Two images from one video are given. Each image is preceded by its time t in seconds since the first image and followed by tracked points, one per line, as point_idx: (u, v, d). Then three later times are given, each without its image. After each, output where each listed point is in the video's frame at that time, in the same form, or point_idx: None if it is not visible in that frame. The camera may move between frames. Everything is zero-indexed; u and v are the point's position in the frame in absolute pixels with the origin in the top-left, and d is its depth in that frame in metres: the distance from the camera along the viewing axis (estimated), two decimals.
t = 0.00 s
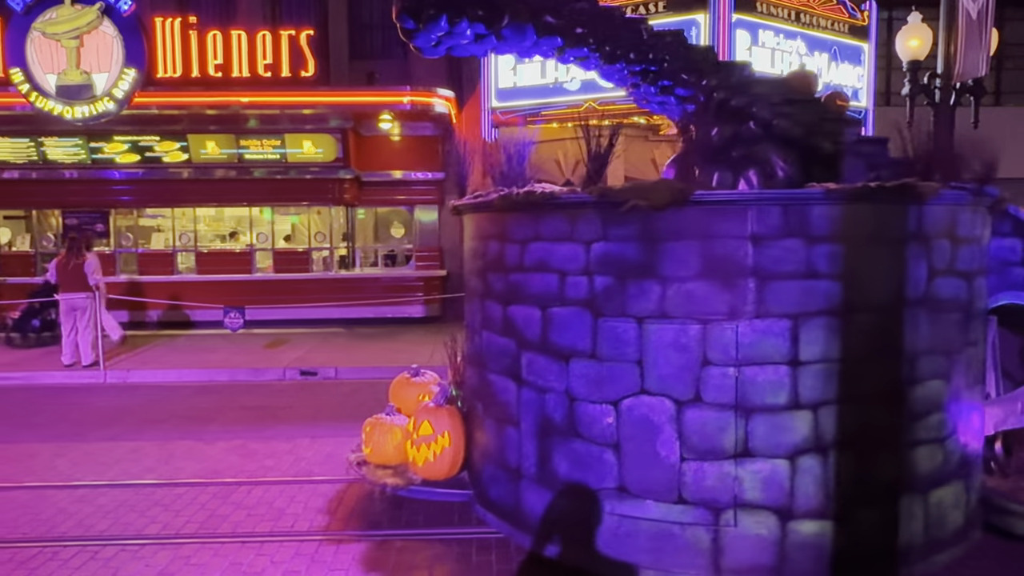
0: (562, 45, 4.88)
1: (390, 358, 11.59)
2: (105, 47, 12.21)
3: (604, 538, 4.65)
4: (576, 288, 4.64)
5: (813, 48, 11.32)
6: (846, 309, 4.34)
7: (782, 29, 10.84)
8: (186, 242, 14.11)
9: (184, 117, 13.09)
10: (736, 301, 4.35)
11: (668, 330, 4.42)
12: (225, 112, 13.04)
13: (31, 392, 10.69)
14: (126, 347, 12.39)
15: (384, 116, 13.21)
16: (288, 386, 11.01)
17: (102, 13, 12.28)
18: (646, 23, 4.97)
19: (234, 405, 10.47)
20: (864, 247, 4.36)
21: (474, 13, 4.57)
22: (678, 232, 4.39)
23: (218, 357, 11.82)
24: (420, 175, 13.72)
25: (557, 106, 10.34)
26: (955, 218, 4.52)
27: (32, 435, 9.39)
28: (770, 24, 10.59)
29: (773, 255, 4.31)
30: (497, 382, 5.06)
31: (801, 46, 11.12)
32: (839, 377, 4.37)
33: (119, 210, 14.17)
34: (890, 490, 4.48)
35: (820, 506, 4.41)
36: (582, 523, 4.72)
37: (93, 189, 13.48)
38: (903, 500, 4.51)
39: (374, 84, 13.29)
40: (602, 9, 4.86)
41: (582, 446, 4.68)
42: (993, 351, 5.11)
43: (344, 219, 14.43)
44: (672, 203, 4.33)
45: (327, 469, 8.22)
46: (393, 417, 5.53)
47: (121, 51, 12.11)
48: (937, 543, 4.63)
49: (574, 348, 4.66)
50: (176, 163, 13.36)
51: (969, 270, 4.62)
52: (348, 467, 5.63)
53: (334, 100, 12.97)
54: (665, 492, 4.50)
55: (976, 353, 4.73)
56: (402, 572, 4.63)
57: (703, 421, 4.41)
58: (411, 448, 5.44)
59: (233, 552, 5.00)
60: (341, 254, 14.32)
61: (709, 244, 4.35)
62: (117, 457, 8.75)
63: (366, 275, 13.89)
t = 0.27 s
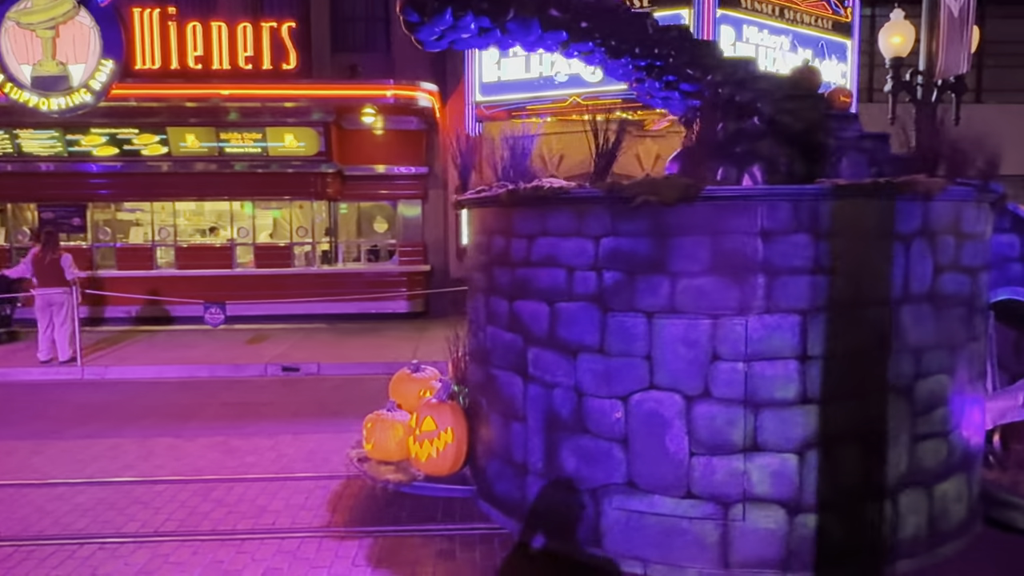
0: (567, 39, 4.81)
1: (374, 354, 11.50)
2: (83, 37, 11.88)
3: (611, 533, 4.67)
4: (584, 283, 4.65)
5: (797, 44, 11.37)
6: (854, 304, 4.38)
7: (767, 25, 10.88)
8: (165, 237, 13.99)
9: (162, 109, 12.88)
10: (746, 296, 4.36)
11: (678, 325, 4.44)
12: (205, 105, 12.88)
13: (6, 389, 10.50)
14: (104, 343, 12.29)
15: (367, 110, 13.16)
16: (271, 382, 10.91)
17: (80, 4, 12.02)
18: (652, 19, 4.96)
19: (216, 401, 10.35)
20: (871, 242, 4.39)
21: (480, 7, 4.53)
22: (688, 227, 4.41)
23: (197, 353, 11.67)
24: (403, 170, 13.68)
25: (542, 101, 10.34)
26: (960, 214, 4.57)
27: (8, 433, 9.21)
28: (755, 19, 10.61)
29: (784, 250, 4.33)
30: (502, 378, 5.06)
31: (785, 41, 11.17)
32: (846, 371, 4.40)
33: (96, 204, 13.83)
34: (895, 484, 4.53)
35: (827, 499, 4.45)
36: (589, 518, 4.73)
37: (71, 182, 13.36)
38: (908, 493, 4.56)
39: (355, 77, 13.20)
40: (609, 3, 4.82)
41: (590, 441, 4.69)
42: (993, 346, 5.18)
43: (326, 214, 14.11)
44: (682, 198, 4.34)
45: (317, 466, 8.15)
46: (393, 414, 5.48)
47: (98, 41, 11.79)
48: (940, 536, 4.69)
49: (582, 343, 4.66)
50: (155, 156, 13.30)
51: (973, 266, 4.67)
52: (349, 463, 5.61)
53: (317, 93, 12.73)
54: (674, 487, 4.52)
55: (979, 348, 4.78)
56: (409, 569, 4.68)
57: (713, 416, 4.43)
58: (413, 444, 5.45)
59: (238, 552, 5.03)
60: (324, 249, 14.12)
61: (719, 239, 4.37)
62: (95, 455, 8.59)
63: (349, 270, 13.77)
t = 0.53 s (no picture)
0: (566, 33, 4.77)
1: (349, 351, 11.38)
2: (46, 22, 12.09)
3: (614, 529, 4.66)
4: (586, 278, 4.63)
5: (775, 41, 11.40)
6: (857, 300, 4.38)
7: (746, 21, 10.91)
8: (136, 232, 13.63)
9: (134, 100, 12.74)
10: (749, 292, 4.36)
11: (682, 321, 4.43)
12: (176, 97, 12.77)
13: None
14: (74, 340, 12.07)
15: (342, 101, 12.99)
16: (244, 380, 10.73)
17: None
18: (651, 13, 4.94)
19: (187, 400, 10.15)
20: (874, 238, 4.40)
21: None
22: (691, 221, 4.39)
23: (167, 351, 11.44)
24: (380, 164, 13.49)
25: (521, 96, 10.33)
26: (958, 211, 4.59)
27: None
28: (734, 15, 10.63)
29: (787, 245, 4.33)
30: (501, 374, 5.03)
31: (763, 37, 11.21)
32: (848, 367, 4.40)
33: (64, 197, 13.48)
34: (895, 477, 4.54)
35: (829, 493, 4.47)
36: (592, 514, 4.72)
37: (38, 174, 13.06)
38: (907, 487, 4.58)
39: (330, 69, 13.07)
40: None
41: (592, 437, 4.68)
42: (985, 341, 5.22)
43: (301, 209, 13.88)
44: (685, 193, 4.29)
45: (297, 465, 8.00)
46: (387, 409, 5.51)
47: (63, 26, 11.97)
48: (937, 529, 4.72)
49: (584, 339, 4.65)
50: (125, 149, 13.00)
51: (970, 262, 4.69)
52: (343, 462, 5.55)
53: (292, 86, 12.78)
54: (677, 482, 4.51)
55: (975, 342, 4.81)
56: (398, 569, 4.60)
57: (715, 411, 4.43)
58: (409, 441, 5.42)
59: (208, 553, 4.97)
60: (298, 244, 13.92)
61: (723, 235, 4.36)
62: (63, 455, 8.37)
63: (325, 265, 13.63)
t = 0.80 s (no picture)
0: (571, 24, 4.70)
1: (333, 346, 11.24)
2: (20, 15, 11.34)
3: (621, 524, 4.59)
4: (593, 272, 4.56)
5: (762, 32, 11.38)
6: (866, 292, 4.32)
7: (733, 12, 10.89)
8: (113, 225, 13.42)
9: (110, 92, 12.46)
10: (758, 284, 4.29)
11: (694, 314, 4.36)
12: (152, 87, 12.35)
13: None
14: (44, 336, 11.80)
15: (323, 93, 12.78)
16: (225, 376, 10.55)
17: None
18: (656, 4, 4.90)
19: (165, 396, 9.93)
20: (883, 230, 4.34)
21: None
22: (700, 213, 4.33)
23: (144, 347, 11.22)
24: (363, 156, 13.35)
25: (506, 87, 10.21)
26: (966, 203, 4.52)
27: None
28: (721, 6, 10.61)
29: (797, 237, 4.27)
30: (505, 368, 4.97)
31: (751, 28, 11.18)
32: (857, 360, 4.35)
33: (37, 191, 13.22)
34: (904, 470, 4.48)
35: (838, 487, 4.41)
36: (598, 509, 4.66)
37: (10, 167, 12.80)
38: (915, 480, 4.52)
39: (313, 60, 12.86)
40: None
41: (598, 432, 4.61)
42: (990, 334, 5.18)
43: (282, 202, 13.74)
44: (697, 186, 4.25)
45: (286, 461, 7.84)
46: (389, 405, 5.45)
47: (37, 21, 11.31)
48: (945, 522, 4.66)
49: (591, 333, 4.59)
50: (101, 140, 12.86)
51: (978, 254, 4.63)
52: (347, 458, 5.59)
53: (272, 76, 12.32)
54: (686, 477, 4.44)
55: (982, 335, 4.75)
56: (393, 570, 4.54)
57: (724, 405, 4.36)
58: (411, 437, 5.38)
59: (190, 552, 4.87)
60: (280, 238, 13.76)
61: (733, 227, 4.29)
62: (37, 453, 8.15)
63: (308, 259, 13.43)
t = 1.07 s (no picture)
0: (576, 20, 4.68)
1: (319, 344, 11.15)
2: None
3: (630, 521, 4.60)
4: (602, 268, 4.57)
5: (748, 29, 11.42)
6: (875, 289, 4.35)
7: (718, 8, 10.93)
8: (94, 222, 13.21)
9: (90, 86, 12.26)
10: (768, 281, 4.31)
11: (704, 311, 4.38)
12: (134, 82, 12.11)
13: None
14: (20, 336, 11.58)
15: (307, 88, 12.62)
16: (209, 375, 10.41)
17: None
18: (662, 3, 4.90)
19: (148, 396, 9.77)
20: (891, 227, 4.37)
21: None
22: (709, 209, 4.33)
23: (125, 346, 11.05)
24: (347, 153, 13.24)
25: (492, 83, 10.16)
26: (972, 200, 4.55)
27: None
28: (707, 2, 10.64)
29: (807, 233, 4.29)
30: (512, 366, 4.97)
31: (737, 24, 11.21)
32: (865, 356, 4.37)
33: (15, 187, 13.01)
34: (911, 465, 4.51)
35: (846, 482, 4.43)
36: (607, 506, 4.65)
37: None
38: (921, 475, 4.55)
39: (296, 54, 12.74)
40: None
41: (607, 429, 4.61)
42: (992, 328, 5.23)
43: (267, 199, 13.50)
44: (707, 183, 4.28)
45: (279, 460, 7.73)
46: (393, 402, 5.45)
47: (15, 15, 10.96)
48: (949, 517, 4.70)
49: (600, 330, 4.58)
50: (81, 136, 12.70)
51: (983, 250, 4.66)
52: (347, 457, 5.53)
53: (254, 72, 12.15)
54: (695, 473, 4.45)
55: (987, 331, 4.79)
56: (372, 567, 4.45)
57: (734, 401, 4.38)
58: (415, 435, 5.35)
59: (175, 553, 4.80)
60: (264, 235, 13.57)
61: (743, 224, 4.29)
62: (17, 455, 7.99)
63: (293, 256, 13.32)
